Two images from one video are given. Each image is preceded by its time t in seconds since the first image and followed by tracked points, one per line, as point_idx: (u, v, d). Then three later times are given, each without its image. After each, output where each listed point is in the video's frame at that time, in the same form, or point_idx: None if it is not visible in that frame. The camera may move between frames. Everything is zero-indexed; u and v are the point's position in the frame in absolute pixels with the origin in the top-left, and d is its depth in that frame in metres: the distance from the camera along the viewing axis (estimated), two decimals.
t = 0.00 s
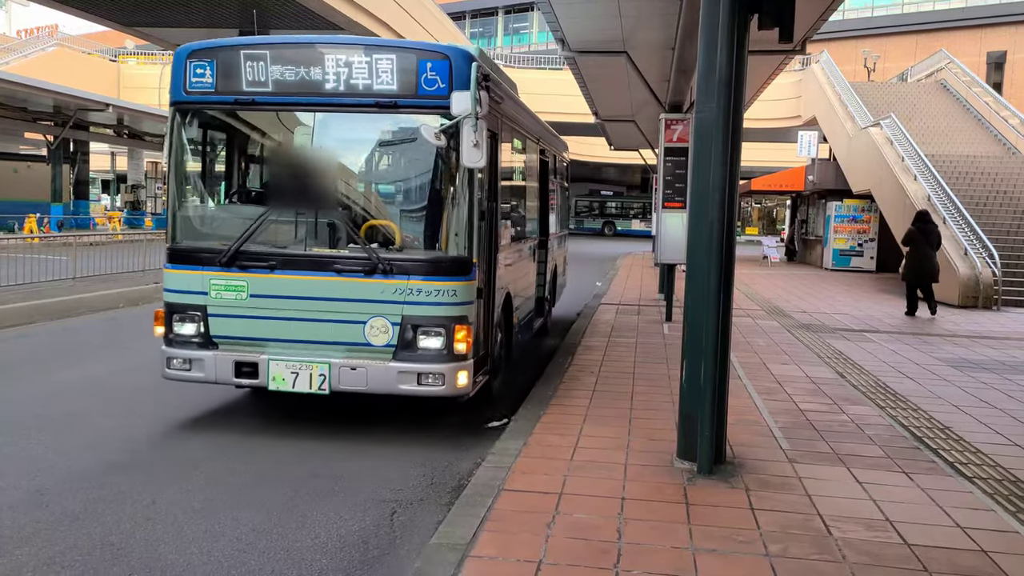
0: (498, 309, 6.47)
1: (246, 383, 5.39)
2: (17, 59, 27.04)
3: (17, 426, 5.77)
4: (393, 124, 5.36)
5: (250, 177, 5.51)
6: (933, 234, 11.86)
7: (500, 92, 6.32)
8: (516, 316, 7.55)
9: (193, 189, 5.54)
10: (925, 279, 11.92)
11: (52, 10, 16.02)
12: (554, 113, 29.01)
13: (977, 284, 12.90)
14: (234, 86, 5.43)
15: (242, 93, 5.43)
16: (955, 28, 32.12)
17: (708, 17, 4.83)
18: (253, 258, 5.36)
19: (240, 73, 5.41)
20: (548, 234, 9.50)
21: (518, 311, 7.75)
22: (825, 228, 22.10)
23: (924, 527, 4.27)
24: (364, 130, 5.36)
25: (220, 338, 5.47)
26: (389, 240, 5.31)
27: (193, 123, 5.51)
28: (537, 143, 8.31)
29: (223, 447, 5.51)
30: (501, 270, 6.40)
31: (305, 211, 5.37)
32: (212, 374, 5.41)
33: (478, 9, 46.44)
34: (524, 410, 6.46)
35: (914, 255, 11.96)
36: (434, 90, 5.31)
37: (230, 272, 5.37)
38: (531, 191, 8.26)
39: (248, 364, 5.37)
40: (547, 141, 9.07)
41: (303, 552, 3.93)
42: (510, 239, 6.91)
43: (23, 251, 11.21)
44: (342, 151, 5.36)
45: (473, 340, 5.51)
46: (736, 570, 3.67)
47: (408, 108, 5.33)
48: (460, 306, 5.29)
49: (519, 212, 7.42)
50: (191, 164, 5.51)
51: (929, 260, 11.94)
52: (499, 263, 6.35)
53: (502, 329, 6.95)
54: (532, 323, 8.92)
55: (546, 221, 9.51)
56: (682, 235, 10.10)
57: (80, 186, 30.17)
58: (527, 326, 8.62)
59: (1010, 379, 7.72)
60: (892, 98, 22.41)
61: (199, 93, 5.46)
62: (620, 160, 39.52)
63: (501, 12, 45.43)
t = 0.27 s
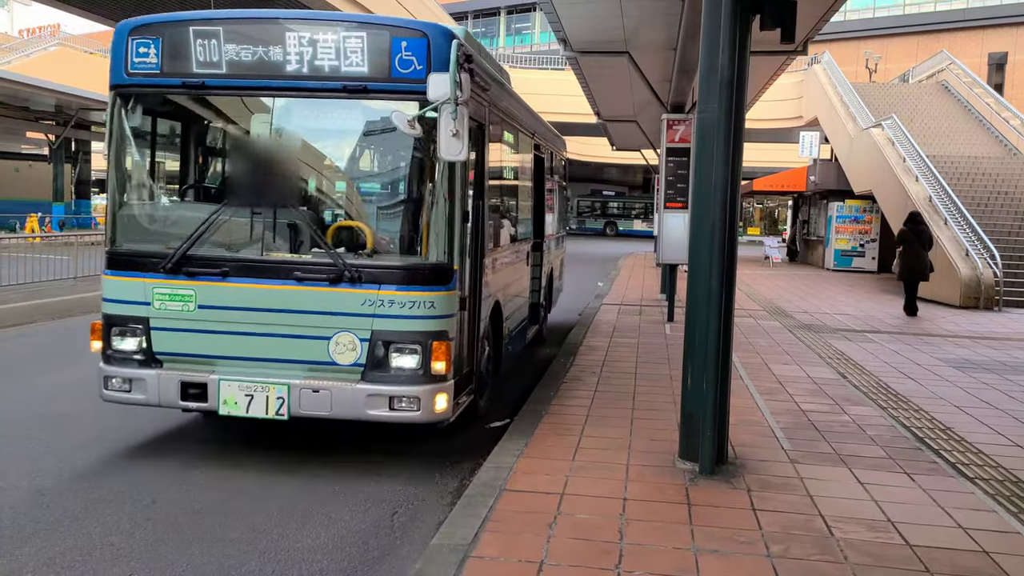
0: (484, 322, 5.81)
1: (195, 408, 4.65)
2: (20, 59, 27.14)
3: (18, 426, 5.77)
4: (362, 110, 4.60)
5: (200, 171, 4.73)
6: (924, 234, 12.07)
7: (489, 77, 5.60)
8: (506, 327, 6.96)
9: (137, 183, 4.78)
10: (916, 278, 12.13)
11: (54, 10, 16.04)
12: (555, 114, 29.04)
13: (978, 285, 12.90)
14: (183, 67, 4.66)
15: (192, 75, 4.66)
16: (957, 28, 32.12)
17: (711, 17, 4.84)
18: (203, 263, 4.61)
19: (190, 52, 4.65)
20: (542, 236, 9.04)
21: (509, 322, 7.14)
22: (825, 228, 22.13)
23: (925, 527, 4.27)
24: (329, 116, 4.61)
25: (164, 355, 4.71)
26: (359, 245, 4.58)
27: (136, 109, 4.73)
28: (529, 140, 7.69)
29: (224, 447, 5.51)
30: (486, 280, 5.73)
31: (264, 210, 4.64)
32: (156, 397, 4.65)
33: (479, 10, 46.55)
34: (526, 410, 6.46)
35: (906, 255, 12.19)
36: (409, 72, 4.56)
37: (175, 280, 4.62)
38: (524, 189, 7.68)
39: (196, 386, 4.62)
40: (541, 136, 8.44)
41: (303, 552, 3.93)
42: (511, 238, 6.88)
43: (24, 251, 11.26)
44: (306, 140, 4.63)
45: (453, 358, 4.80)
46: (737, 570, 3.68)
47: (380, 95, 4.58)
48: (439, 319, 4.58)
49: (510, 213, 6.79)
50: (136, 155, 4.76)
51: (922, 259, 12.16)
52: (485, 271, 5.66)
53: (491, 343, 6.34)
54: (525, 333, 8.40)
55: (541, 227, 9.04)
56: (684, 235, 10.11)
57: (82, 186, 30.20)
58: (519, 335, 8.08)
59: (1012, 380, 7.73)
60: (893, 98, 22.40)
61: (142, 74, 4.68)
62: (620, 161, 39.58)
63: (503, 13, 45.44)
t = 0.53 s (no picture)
0: (468, 334, 5.22)
1: (127, 437, 4.04)
2: (24, 58, 27.18)
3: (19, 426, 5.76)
4: (324, 93, 4.03)
5: (149, 162, 4.25)
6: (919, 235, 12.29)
7: (472, 58, 4.97)
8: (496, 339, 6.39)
9: (66, 174, 4.20)
10: (910, 276, 12.38)
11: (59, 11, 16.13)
12: (558, 113, 29.01)
13: (981, 285, 12.87)
14: (116, 42, 4.06)
15: (126, 51, 4.06)
16: (960, 28, 32.07)
17: (713, 17, 4.84)
18: (137, 267, 4.00)
19: (124, 25, 4.05)
20: (537, 239, 8.53)
21: (500, 334, 6.56)
22: (828, 228, 22.12)
23: (927, 528, 4.26)
24: (284, 99, 4.04)
25: (93, 375, 4.11)
26: (319, 247, 4.00)
27: (61, 91, 4.14)
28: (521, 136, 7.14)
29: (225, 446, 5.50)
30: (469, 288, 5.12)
31: (209, 204, 4.05)
32: (81, 425, 4.04)
33: (482, 10, 46.51)
34: (529, 409, 6.46)
35: (900, 253, 12.43)
36: (378, 47, 3.96)
37: (103, 288, 4.01)
38: (518, 187, 7.13)
39: (128, 411, 4.03)
40: (534, 132, 7.88)
41: (304, 550, 3.93)
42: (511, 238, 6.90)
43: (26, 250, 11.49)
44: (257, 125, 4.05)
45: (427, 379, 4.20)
46: (739, 570, 3.68)
47: (343, 72, 3.99)
48: (411, 336, 3.97)
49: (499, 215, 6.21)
50: (65, 145, 4.19)
51: (916, 258, 12.41)
52: (467, 280, 5.06)
53: (478, 357, 5.78)
54: (518, 345, 7.86)
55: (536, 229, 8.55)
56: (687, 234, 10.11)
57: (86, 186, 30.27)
58: (512, 347, 7.54)
59: (1015, 380, 7.72)
60: (896, 98, 22.38)
61: (69, 49, 4.08)
62: (623, 160, 39.60)
63: (505, 12, 45.48)
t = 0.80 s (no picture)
0: (447, 352, 4.59)
1: (32, 479, 3.38)
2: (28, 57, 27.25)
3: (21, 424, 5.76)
4: (269, 72, 3.45)
5: (81, 153, 3.60)
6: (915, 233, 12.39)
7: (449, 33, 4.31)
8: (483, 354, 5.76)
9: None
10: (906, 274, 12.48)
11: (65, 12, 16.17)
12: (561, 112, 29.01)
13: (985, 285, 12.85)
14: (25, 8, 3.50)
15: (36, 19, 3.50)
16: (963, 27, 32.00)
17: (717, 17, 4.84)
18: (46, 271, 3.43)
19: None
20: (531, 242, 7.93)
21: (487, 348, 5.94)
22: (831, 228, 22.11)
23: (932, 528, 4.26)
24: (220, 76, 3.45)
25: None
26: (265, 254, 3.44)
27: None
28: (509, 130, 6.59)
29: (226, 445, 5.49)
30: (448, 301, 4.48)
31: (129, 199, 3.48)
32: None
33: (485, 9, 46.50)
34: (532, 409, 6.44)
35: (897, 252, 12.54)
36: (330, 12, 3.35)
37: (8, 299, 3.45)
38: (508, 185, 6.55)
39: (33, 447, 3.38)
40: (525, 126, 7.34)
41: (307, 549, 3.93)
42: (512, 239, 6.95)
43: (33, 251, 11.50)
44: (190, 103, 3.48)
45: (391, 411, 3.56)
46: (743, 570, 3.68)
47: (289, 44, 3.41)
48: (371, 360, 3.35)
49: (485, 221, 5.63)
50: None
51: (912, 257, 12.50)
52: (446, 290, 4.42)
53: (461, 376, 5.18)
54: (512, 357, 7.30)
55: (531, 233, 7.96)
56: (690, 234, 10.10)
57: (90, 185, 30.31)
58: (504, 358, 6.98)
59: (1019, 381, 7.70)
60: (899, 98, 22.35)
61: None
62: (626, 160, 39.60)
63: (509, 11, 45.46)
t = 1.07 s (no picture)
0: (419, 373, 3.96)
1: None
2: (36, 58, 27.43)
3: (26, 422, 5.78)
4: (187, 39, 2.78)
5: None
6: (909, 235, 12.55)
7: None
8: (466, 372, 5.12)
9: None
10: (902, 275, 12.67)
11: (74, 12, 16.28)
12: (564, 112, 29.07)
13: (989, 286, 12.84)
14: None
15: None
16: (968, 28, 31.95)
17: (721, 16, 4.84)
18: None
19: None
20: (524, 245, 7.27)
21: (471, 365, 5.30)
22: (835, 228, 22.08)
23: (935, 530, 4.25)
24: (132, 41, 2.79)
25: None
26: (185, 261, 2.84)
27: None
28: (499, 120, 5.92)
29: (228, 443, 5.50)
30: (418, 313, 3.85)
31: (14, 185, 2.82)
32: None
33: (489, 8, 46.52)
34: (535, 409, 6.47)
35: (892, 253, 12.73)
36: None
37: None
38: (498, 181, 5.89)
39: None
40: (518, 118, 6.71)
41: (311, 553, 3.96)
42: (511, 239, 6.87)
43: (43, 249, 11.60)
44: (99, 73, 2.84)
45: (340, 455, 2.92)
46: (746, 570, 3.68)
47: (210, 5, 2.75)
48: (314, 395, 2.72)
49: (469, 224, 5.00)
50: None
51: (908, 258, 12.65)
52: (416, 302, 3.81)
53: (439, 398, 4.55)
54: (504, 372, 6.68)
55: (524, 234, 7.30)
56: (694, 235, 10.11)
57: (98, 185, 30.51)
58: (495, 373, 6.36)
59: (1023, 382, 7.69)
60: (904, 98, 22.33)
61: None
62: (630, 160, 39.64)
63: (513, 11, 45.48)
